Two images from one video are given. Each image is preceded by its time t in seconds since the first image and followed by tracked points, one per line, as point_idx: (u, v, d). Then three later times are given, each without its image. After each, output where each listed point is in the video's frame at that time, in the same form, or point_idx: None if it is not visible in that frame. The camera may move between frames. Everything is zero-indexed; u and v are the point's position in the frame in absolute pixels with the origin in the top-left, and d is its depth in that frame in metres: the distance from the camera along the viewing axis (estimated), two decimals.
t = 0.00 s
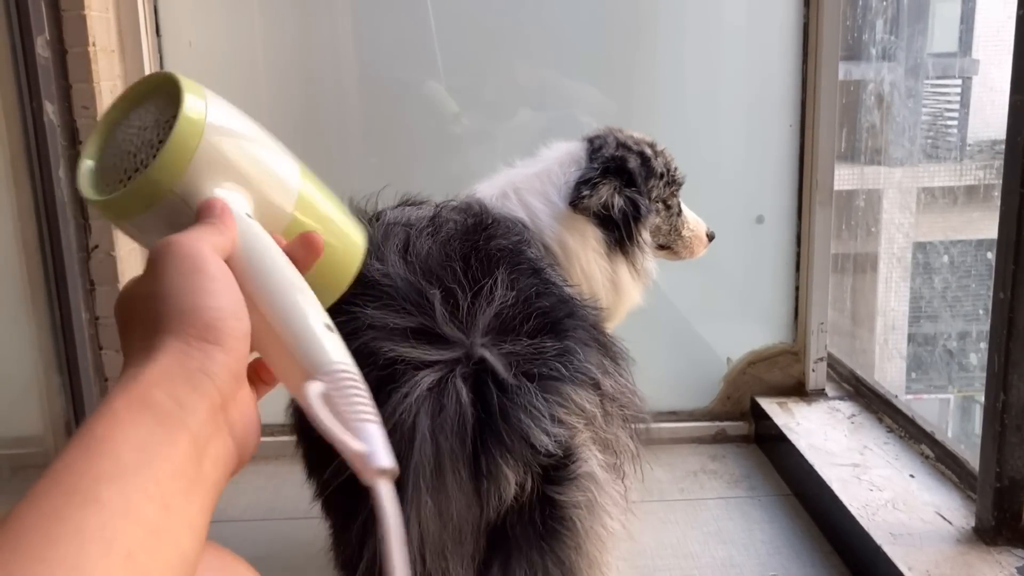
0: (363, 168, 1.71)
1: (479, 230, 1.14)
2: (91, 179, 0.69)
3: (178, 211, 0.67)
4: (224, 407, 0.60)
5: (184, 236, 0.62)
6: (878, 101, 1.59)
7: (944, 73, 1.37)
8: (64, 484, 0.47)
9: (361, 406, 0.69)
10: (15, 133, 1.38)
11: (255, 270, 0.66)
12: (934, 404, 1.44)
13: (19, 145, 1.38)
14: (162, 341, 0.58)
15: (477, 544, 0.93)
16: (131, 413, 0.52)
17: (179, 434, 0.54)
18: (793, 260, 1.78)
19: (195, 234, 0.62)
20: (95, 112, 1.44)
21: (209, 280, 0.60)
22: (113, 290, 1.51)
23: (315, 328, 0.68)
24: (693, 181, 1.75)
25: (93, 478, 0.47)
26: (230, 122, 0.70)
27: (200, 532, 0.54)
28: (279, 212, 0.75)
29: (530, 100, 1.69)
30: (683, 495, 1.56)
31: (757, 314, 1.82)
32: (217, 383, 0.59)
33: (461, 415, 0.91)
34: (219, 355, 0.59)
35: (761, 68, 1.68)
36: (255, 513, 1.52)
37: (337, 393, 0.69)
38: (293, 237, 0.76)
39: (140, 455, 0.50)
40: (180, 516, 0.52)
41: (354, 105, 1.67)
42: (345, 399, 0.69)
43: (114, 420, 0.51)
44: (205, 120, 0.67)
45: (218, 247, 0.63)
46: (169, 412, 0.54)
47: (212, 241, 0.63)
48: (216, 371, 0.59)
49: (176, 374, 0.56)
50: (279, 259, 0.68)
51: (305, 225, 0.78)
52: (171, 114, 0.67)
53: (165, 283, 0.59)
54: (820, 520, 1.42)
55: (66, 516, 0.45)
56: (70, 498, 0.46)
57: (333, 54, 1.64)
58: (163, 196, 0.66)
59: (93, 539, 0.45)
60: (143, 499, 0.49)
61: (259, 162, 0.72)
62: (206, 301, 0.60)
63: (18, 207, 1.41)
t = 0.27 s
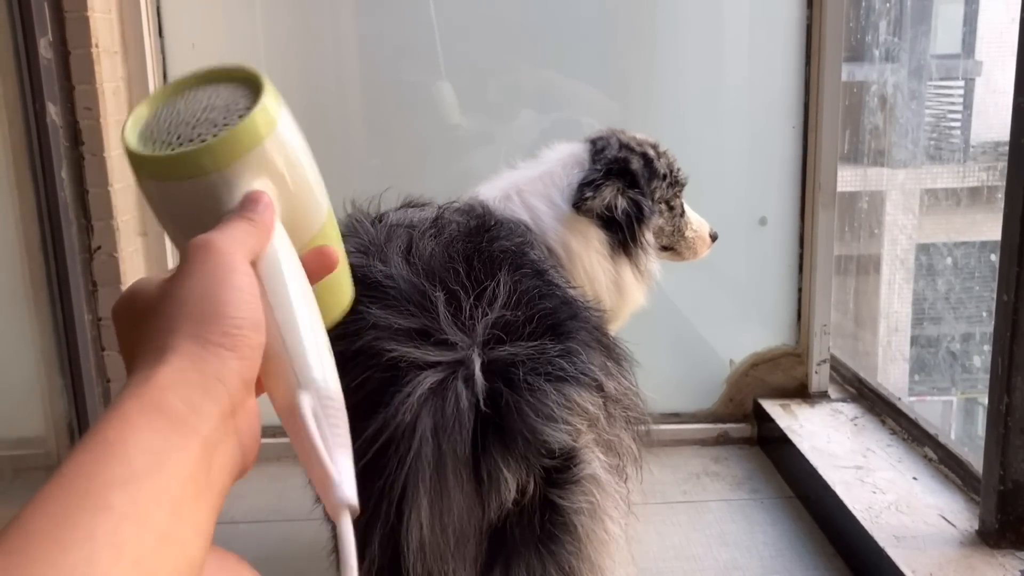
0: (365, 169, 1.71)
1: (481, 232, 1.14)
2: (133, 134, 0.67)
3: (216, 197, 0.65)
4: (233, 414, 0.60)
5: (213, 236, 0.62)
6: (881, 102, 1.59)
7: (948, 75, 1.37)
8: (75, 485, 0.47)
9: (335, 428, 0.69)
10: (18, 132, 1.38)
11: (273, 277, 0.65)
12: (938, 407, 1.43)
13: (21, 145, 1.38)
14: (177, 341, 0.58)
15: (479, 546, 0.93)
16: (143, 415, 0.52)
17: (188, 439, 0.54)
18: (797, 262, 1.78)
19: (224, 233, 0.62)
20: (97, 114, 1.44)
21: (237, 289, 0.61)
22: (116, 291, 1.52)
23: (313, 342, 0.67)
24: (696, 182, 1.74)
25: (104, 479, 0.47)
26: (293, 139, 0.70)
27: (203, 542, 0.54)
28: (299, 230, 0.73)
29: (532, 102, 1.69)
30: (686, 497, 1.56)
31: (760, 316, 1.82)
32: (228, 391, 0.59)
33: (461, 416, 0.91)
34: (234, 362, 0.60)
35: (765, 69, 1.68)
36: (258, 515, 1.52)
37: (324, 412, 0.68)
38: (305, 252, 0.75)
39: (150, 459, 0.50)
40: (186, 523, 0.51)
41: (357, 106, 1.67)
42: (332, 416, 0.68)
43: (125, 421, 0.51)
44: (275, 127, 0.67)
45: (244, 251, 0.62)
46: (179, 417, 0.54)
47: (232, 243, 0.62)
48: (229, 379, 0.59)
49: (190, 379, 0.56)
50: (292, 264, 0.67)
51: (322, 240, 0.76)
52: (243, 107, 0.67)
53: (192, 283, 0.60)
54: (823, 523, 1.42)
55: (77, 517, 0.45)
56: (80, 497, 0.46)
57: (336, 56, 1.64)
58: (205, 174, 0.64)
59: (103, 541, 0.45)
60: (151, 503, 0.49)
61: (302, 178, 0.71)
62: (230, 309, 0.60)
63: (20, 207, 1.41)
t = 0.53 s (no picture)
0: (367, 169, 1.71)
1: (483, 232, 1.14)
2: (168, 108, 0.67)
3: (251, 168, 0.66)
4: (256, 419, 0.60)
5: (256, 226, 0.61)
6: (883, 103, 1.59)
7: (950, 76, 1.37)
8: (103, 485, 0.47)
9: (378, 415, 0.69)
10: (21, 126, 1.39)
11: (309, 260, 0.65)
12: (939, 408, 1.43)
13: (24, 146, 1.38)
14: (209, 347, 0.57)
15: (480, 545, 0.93)
16: (171, 417, 0.52)
17: (213, 441, 0.54)
18: (798, 262, 1.78)
19: (267, 220, 0.61)
20: (100, 113, 1.44)
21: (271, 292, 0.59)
22: (118, 291, 1.51)
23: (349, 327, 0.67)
24: (698, 183, 1.74)
25: (130, 480, 0.47)
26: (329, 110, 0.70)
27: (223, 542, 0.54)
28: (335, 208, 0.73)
29: (534, 102, 1.69)
30: (687, 498, 1.56)
31: (761, 317, 1.82)
32: (255, 395, 0.58)
33: (462, 414, 0.92)
34: (261, 370, 0.59)
35: (767, 70, 1.68)
36: (259, 515, 1.52)
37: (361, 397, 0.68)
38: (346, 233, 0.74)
39: (176, 461, 0.50)
40: (208, 524, 0.51)
41: (359, 107, 1.67)
42: (371, 404, 0.68)
43: (153, 422, 0.51)
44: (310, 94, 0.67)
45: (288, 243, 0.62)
46: (205, 420, 0.54)
47: (274, 231, 0.61)
48: (255, 385, 0.58)
49: (218, 384, 0.55)
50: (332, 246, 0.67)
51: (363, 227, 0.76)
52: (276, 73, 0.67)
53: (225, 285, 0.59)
54: (825, 524, 1.41)
55: (104, 518, 0.45)
56: (107, 499, 0.46)
57: (339, 56, 1.64)
58: (240, 148, 0.64)
59: (130, 543, 0.45)
60: (177, 505, 0.49)
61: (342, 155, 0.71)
62: (262, 314, 0.59)
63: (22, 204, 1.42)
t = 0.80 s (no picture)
0: (370, 170, 1.71)
1: (486, 231, 1.14)
2: (138, 96, 0.60)
3: (242, 179, 0.61)
4: (262, 413, 0.59)
5: (268, 229, 0.59)
6: (886, 104, 1.59)
7: (953, 77, 1.36)
8: (105, 485, 0.47)
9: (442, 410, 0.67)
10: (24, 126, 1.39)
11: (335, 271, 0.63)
12: (942, 410, 1.43)
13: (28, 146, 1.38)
14: (213, 340, 0.55)
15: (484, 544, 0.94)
16: (174, 413, 0.51)
17: (217, 437, 0.53)
18: (801, 264, 1.78)
19: (282, 230, 0.59)
20: (103, 114, 1.44)
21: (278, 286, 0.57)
22: (121, 291, 1.51)
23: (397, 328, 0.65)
24: (701, 184, 1.74)
25: (133, 477, 0.47)
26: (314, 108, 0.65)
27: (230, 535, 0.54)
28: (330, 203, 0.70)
29: (536, 103, 1.69)
30: (690, 499, 1.56)
31: (763, 319, 1.82)
32: (260, 391, 0.57)
33: (468, 413, 0.91)
34: (266, 365, 0.57)
35: (770, 71, 1.68)
36: (261, 515, 1.52)
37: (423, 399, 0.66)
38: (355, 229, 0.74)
39: (179, 457, 0.50)
40: (212, 520, 0.51)
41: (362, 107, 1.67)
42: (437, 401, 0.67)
43: (157, 419, 0.50)
44: (299, 101, 0.62)
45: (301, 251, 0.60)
46: (209, 415, 0.53)
47: (293, 241, 0.59)
48: (261, 380, 0.57)
49: (223, 380, 0.54)
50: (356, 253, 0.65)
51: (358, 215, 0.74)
52: (260, 71, 0.61)
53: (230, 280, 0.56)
54: (828, 525, 1.41)
55: (107, 515, 0.45)
56: (110, 497, 0.46)
57: (342, 56, 1.64)
58: (232, 162, 0.60)
59: (132, 540, 0.45)
60: (179, 502, 0.49)
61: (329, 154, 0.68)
62: (264, 310, 0.56)
63: (24, 202, 1.42)
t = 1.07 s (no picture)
0: (372, 170, 1.71)
1: (488, 231, 1.14)
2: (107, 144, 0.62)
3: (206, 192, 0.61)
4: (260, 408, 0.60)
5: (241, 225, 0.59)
6: (889, 105, 1.59)
7: (955, 78, 1.36)
8: (111, 477, 0.47)
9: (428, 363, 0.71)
10: (28, 130, 1.38)
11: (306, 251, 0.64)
12: (945, 411, 1.43)
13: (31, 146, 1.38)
14: (206, 334, 0.56)
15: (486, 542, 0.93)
16: (175, 407, 0.52)
17: (219, 431, 0.53)
18: (803, 264, 1.78)
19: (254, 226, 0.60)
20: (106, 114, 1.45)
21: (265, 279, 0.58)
22: (124, 291, 1.53)
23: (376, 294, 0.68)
24: (703, 185, 1.74)
25: (137, 471, 0.48)
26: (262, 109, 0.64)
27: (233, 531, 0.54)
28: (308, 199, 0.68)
29: (539, 104, 1.69)
30: (692, 499, 1.56)
31: (765, 319, 1.82)
32: (257, 384, 0.58)
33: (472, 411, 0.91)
34: (260, 359, 0.58)
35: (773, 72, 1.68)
36: (263, 515, 1.52)
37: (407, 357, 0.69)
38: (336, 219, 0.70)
39: (182, 451, 0.50)
40: (216, 512, 0.51)
41: (365, 108, 1.68)
42: (419, 355, 0.70)
43: (157, 414, 0.51)
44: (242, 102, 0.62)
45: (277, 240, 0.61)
46: (209, 408, 0.54)
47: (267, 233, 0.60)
48: (256, 372, 0.57)
49: (219, 374, 0.55)
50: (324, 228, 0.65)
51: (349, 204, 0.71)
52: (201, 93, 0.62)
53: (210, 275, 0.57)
54: (830, 526, 1.41)
55: (112, 508, 0.45)
56: (115, 489, 0.46)
57: (344, 57, 1.65)
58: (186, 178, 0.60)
59: (138, 532, 0.45)
60: (184, 494, 0.49)
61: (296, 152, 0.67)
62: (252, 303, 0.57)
63: (29, 207, 1.41)
